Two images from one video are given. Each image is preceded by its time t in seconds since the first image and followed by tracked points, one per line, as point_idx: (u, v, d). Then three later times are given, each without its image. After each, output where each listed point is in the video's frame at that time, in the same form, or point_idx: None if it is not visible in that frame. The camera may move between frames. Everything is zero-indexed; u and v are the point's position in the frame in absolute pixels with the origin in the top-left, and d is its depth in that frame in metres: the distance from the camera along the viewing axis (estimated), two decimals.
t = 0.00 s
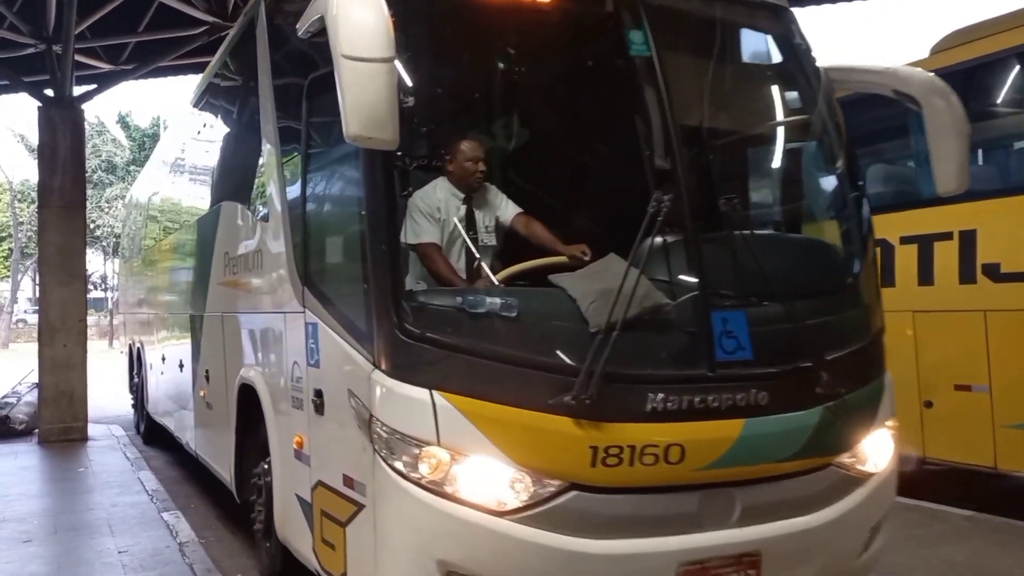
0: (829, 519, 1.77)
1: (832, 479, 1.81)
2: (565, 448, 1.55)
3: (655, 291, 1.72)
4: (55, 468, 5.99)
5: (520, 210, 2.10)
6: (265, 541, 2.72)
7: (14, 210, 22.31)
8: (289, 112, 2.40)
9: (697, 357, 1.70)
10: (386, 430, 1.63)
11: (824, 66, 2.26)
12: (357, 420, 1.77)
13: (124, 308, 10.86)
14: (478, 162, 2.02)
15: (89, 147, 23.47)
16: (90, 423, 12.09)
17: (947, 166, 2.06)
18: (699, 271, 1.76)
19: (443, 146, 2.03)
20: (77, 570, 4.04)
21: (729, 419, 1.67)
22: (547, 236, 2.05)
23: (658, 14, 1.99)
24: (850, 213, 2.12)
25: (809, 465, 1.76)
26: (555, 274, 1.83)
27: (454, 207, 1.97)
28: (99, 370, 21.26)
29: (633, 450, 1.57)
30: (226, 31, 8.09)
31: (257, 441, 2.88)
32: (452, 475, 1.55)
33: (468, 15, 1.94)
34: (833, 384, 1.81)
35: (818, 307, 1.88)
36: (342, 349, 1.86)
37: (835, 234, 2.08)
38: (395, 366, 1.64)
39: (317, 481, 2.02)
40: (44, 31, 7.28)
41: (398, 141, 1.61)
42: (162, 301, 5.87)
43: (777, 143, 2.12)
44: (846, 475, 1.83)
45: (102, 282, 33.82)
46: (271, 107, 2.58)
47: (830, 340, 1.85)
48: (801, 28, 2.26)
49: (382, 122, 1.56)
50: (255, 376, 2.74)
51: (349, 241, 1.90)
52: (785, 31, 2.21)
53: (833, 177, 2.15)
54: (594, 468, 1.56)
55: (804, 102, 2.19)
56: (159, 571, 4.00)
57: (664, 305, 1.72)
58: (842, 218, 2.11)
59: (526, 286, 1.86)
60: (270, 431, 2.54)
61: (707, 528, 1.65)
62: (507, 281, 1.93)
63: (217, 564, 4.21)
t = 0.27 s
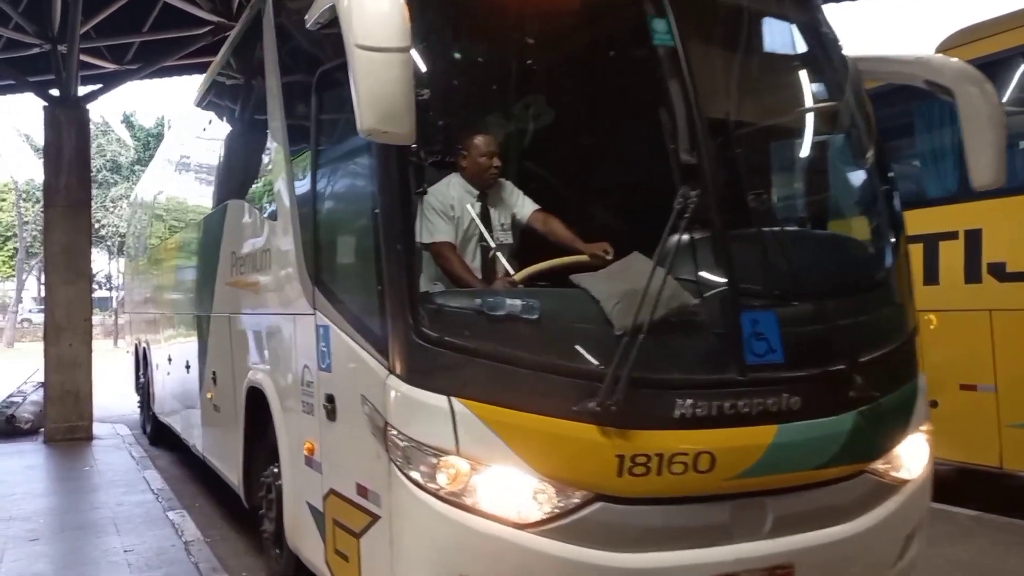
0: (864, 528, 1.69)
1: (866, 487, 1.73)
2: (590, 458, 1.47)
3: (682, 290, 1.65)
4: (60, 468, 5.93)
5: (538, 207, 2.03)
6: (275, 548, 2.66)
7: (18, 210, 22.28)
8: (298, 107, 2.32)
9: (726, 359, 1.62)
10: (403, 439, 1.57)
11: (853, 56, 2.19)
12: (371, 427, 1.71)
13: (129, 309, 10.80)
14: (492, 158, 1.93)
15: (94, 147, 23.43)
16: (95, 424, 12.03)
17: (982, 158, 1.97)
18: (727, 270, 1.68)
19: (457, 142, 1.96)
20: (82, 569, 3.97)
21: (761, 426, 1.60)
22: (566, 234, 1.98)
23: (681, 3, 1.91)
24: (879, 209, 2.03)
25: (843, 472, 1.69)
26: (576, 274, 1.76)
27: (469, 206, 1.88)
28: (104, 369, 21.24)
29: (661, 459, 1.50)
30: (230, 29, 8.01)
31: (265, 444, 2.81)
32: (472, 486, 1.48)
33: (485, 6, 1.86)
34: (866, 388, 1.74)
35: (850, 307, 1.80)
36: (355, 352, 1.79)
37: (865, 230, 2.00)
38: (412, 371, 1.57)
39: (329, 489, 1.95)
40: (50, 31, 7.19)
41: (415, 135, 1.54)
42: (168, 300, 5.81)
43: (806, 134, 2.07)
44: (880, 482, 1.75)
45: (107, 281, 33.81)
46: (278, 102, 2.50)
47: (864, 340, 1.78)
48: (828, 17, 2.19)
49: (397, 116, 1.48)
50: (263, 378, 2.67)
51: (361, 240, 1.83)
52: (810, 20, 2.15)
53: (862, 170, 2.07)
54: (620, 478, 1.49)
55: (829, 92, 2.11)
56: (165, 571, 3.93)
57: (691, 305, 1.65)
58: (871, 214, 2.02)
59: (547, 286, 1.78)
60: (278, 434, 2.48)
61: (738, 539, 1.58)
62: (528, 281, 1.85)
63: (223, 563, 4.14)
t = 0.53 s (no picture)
0: (905, 537, 1.62)
1: (904, 494, 1.67)
2: (619, 465, 1.41)
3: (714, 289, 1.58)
4: (72, 465, 5.90)
5: (559, 204, 1.95)
6: (291, 553, 2.60)
7: (29, 209, 22.30)
8: (311, 101, 2.26)
9: (760, 361, 1.56)
10: (424, 445, 1.51)
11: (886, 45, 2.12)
12: (389, 432, 1.65)
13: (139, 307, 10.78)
14: (511, 152, 1.87)
15: (104, 147, 23.47)
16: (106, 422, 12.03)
17: None
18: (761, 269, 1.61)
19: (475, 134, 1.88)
20: (93, 567, 3.92)
21: (796, 431, 1.53)
22: (589, 230, 1.91)
23: None
24: (914, 204, 1.94)
25: (882, 479, 1.62)
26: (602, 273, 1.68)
27: (488, 201, 1.83)
28: (116, 367, 21.27)
29: (693, 467, 1.44)
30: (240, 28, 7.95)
31: (279, 446, 2.76)
32: (497, 496, 1.42)
33: None
34: (905, 391, 1.67)
35: (887, 306, 1.73)
36: (373, 356, 1.73)
37: (898, 227, 1.90)
38: (434, 375, 1.51)
39: (347, 496, 1.90)
40: (61, 31, 7.12)
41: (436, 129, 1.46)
42: (179, 299, 5.77)
43: (838, 124, 2.02)
44: (919, 488, 1.69)
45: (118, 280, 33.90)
46: (291, 95, 2.43)
47: (901, 340, 1.71)
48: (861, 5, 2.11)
49: (417, 109, 1.41)
50: (277, 379, 2.62)
51: (378, 239, 1.77)
52: (842, 7, 2.07)
53: (895, 164, 1.99)
54: (651, 487, 1.43)
55: (862, 81, 2.05)
56: (176, 569, 3.88)
57: (724, 305, 1.58)
58: (905, 209, 1.93)
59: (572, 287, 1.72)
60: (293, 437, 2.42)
61: (774, 550, 1.52)
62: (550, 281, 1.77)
63: (234, 560, 4.09)
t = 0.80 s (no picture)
0: (947, 544, 1.55)
1: (943, 498, 1.60)
2: (650, 471, 1.36)
3: (746, 285, 1.52)
4: (82, 463, 5.87)
5: (581, 198, 1.89)
6: (304, 557, 2.55)
7: (39, 209, 22.32)
8: (324, 94, 2.20)
9: (795, 361, 1.50)
10: (446, 450, 1.45)
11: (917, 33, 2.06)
12: (409, 436, 1.59)
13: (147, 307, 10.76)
14: (529, 145, 1.83)
15: (114, 147, 23.48)
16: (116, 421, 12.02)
17: None
18: (795, 266, 1.54)
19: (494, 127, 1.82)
20: (102, 565, 3.87)
21: (833, 435, 1.47)
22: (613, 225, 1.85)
23: None
24: (947, 196, 1.88)
25: (921, 483, 1.56)
26: (629, 270, 1.62)
27: (507, 194, 1.76)
28: (125, 366, 21.29)
29: (727, 472, 1.39)
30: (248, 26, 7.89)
31: (292, 448, 2.71)
32: (522, 502, 1.37)
33: None
34: (945, 392, 1.60)
35: (925, 303, 1.67)
36: (390, 356, 1.67)
37: (931, 221, 1.84)
38: (456, 377, 1.45)
39: (363, 501, 1.85)
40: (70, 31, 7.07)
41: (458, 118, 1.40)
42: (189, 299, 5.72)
43: (867, 115, 1.95)
44: (959, 492, 1.62)
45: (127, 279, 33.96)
46: (303, 87, 2.36)
47: (940, 339, 1.65)
48: None
49: (439, 99, 1.35)
50: (290, 380, 2.57)
51: (396, 236, 1.71)
52: None
53: (927, 156, 1.92)
54: (683, 493, 1.37)
55: (893, 71, 1.98)
56: (185, 567, 3.84)
57: (757, 303, 1.52)
58: (939, 203, 1.87)
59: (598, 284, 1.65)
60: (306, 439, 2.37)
61: (810, 558, 1.45)
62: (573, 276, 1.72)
63: (243, 558, 4.04)
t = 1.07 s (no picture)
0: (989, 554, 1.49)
1: (982, 506, 1.53)
2: (680, 477, 1.30)
3: (777, 276, 1.48)
4: (89, 463, 5.83)
5: (603, 194, 1.83)
6: (316, 562, 2.50)
7: (47, 209, 22.31)
8: (335, 87, 2.14)
9: (829, 363, 1.43)
10: (466, 455, 1.40)
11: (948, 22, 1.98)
12: (427, 440, 1.54)
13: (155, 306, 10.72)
14: (549, 139, 1.77)
15: (121, 147, 23.48)
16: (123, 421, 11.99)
17: None
18: (829, 263, 1.48)
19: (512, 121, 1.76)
20: (109, 564, 3.83)
21: (869, 439, 1.41)
22: (636, 222, 1.79)
23: None
24: (981, 191, 1.83)
25: (958, 490, 1.50)
26: (655, 268, 1.57)
27: (525, 190, 1.71)
28: (133, 365, 21.29)
29: (760, 479, 1.33)
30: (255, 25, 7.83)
31: (303, 451, 2.65)
32: (547, 511, 1.32)
33: None
34: (983, 394, 1.53)
35: (961, 302, 1.60)
36: (406, 357, 1.61)
37: (964, 216, 1.79)
38: (476, 380, 1.39)
39: (378, 506, 1.79)
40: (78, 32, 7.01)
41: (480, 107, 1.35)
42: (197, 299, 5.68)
43: (894, 107, 1.88)
44: (998, 500, 1.56)
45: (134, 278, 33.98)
46: (313, 81, 2.30)
47: (977, 339, 1.58)
48: None
49: (460, 88, 1.30)
50: (301, 381, 2.52)
51: (412, 233, 1.66)
52: None
53: (959, 150, 1.87)
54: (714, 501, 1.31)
55: (923, 62, 1.90)
56: (192, 566, 3.79)
57: (790, 302, 1.46)
58: (972, 198, 1.82)
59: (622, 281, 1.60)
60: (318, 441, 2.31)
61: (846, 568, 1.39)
62: (594, 276, 1.66)
63: (250, 557, 3.99)
